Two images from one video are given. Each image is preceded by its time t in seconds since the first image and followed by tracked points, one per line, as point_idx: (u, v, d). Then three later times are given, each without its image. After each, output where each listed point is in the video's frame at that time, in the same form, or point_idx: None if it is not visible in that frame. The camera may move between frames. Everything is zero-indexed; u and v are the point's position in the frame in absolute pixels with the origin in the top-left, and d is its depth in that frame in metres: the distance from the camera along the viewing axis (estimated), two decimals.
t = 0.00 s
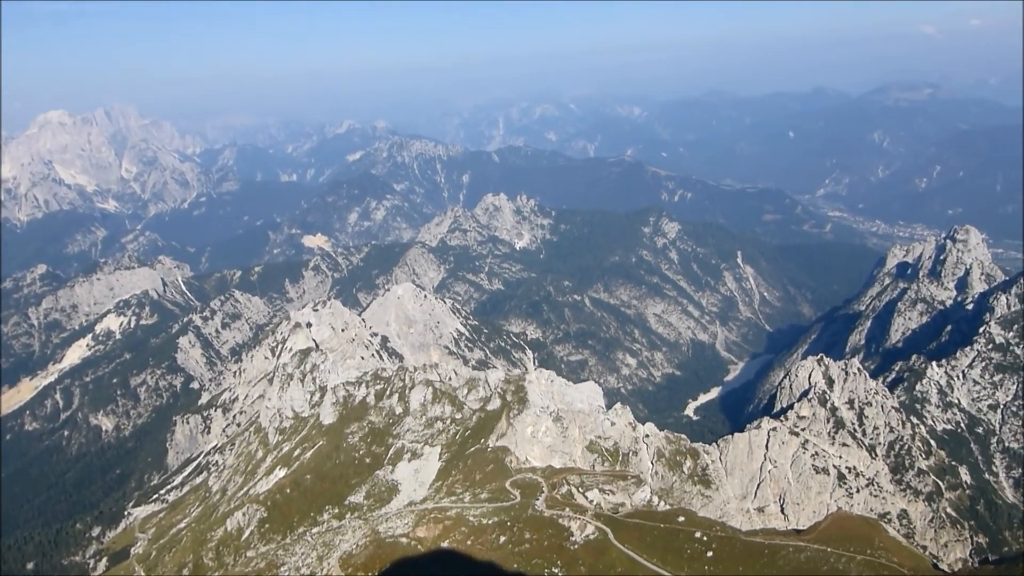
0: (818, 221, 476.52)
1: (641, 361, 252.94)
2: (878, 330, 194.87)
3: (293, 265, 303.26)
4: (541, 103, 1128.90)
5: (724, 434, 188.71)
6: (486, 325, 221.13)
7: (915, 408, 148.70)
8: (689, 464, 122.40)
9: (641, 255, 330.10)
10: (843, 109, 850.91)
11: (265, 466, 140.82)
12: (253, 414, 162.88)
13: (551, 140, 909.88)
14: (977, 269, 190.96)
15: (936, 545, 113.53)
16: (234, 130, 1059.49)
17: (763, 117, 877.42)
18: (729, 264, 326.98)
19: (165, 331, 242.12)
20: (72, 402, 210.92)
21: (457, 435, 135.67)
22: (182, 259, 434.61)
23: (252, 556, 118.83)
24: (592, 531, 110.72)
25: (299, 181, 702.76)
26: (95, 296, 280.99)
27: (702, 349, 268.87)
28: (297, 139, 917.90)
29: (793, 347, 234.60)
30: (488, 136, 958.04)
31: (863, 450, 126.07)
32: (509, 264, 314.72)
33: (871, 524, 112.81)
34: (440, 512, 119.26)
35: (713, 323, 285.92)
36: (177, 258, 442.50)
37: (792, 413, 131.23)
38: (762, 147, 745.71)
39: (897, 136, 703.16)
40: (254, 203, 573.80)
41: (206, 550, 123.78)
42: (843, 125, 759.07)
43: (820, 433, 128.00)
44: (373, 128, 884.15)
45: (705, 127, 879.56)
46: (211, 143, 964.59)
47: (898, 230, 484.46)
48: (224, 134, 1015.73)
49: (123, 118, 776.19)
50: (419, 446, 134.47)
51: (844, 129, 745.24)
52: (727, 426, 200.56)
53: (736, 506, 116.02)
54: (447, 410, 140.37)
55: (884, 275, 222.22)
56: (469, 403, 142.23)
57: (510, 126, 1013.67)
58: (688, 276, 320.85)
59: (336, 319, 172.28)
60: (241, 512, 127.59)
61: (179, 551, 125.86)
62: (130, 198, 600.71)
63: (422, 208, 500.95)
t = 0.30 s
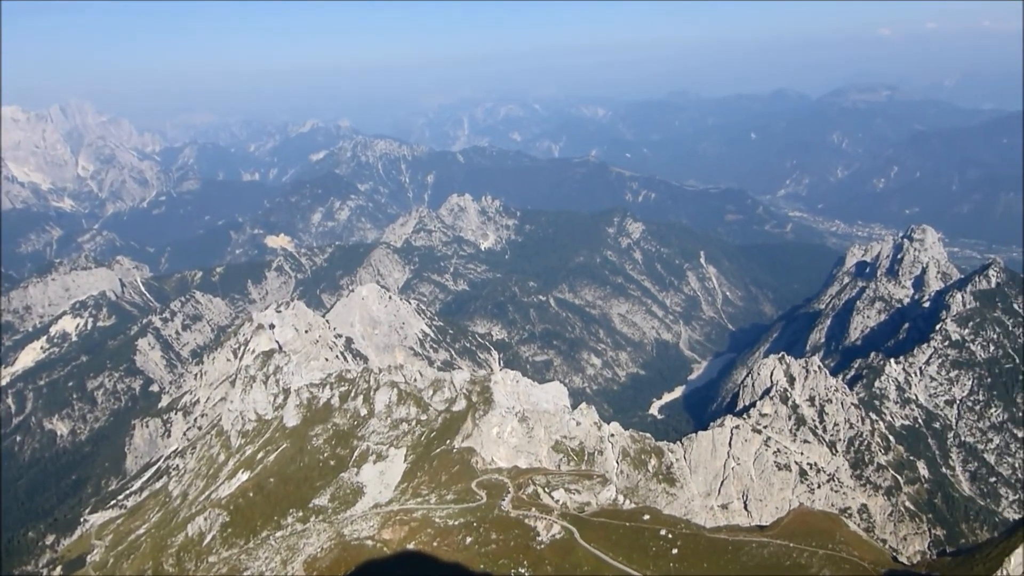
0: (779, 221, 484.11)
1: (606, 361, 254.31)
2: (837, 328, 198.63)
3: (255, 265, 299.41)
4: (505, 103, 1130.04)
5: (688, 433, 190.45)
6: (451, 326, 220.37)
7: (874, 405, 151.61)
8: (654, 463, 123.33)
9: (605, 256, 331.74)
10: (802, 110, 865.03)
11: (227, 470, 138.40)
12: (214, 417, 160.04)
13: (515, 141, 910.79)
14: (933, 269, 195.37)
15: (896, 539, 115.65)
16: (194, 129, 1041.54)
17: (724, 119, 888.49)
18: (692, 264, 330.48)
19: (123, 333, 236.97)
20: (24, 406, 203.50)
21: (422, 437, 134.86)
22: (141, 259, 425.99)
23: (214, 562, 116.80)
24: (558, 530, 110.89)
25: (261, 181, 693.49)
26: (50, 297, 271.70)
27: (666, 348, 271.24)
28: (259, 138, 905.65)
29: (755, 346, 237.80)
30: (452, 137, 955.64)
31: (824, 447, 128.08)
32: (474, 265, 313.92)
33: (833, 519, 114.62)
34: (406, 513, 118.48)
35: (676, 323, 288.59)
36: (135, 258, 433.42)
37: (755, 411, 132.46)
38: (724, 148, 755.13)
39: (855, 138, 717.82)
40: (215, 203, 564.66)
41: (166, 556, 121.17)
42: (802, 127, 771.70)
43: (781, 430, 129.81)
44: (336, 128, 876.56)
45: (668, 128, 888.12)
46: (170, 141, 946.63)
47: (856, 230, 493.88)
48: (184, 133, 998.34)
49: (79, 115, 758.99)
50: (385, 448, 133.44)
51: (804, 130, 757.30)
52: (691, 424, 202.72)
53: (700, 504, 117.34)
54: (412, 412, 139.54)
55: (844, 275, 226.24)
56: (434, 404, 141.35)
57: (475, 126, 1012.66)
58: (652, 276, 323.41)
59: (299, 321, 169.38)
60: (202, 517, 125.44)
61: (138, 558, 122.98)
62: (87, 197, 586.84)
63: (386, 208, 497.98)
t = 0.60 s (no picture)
0: (728, 222, 493.10)
1: (561, 363, 255.57)
2: (786, 326, 202.95)
3: (203, 272, 293.52)
4: (456, 106, 1128.56)
5: (642, 433, 192.36)
6: (405, 330, 219.08)
7: (822, 401, 155.20)
8: (609, 463, 124.24)
9: (559, 258, 333.25)
10: (749, 113, 882.39)
11: (176, 481, 134.79)
12: (163, 426, 156.09)
13: (468, 144, 910.11)
14: (877, 267, 201.01)
15: (846, 531, 118.43)
16: (137, 132, 1016.07)
17: (674, 122, 901.61)
18: (644, 266, 334.32)
19: (64, 343, 229.52)
20: None
21: (377, 442, 133.64)
22: (83, 266, 413.54)
23: None
24: (515, 533, 111.03)
25: (209, 185, 679.80)
26: None
27: (620, 349, 273.79)
28: (206, 142, 887.60)
29: (707, 345, 241.49)
30: (404, 140, 950.22)
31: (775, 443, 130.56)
32: (427, 269, 312.23)
33: (784, 514, 116.87)
34: (362, 520, 117.15)
35: (629, 324, 291.55)
36: (77, 266, 420.19)
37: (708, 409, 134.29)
38: (673, 150, 765.98)
39: (800, 141, 735.20)
40: (161, 208, 551.27)
41: (112, 572, 117.26)
42: (749, 129, 787.01)
43: (734, 427, 132.12)
44: (286, 131, 864.55)
45: (619, 130, 897.24)
46: (112, 145, 921.44)
47: (803, 230, 505.56)
48: (127, 136, 972.97)
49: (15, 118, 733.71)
50: (339, 454, 131.68)
51: (751, 133, 772.41)
52: (645, 424, 204.87)
53: (656, 502, 118.62)
54: (367, 418, 137.98)
55: (792, 274, 231.07)
56: (389, 409, 139.97)
57: (427, 129, 1009.04)
58: (605, 277, 326.16)
59: (249, 327, 166.39)
60: (151, 530, 121.85)
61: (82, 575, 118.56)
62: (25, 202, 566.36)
63: (338, 212, 492.67)
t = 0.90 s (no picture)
0: (687, 224, 499.43)
1: (524, 365, 256.12)
2: (745, 327, 206.19)
3: (160, 276, 287.87)
4: (417, 109, 1123.95)
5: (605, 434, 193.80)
6: (367, 334, 217.26)
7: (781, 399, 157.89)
8: (574, 464, 124.77)
9: (521, 260, 333.95)
10: (707, 116, 894.82)
11: (133, 491, 131.70)
12: (119, 435, 152.50)
13: (429, 147, 907.44)
14: (833, 268, 205.53)
15: (806, 528, 120.54)
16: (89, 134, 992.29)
17: (633, 125, 910.16)
18: (605, 267, 337.03)
19: (14, 351, 223.06)
20: None
21: (340, 447, 132.42)
22: (33, 272, 402.37)
23: None
24: (480, 536, 111.03)
25: (165, 189, 667.08)
26: None
27: (582, 351, 275.48)
28: (161, 144, 870.33)
29: (668, 346, 244.10)
30: (364, 143, 943.69)
31: (736, 442, 132.64)
32: (389, 272, 310.25)
33: (746, 513, 118.57)
34: (325, 527, 115.94)
35: (592, 325, 293.50)
36: (26, 272, 408.37)
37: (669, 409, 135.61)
38: (633, 154, 773.41)
39: (757, 144, 748.10)
40: (114, 212, 539.18)
41: None
42: (708, 132, 798.09)
43: (695, 427, 133.70)
44: (244, 134, 852.23)
45: (579, 133, 902.70)
46: (63, 148, 898.08)
47: (760, 232, 514.38)
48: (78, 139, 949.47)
49: None
50: (302, 460, 130.28)
51: (709, 135, 783.46)
52: (608, 425, 206.54)
53: (619, 502, 119.56)
54: (329, 423, 136.54)
55: (750, 275, 234.92)
56: (351, 414, 139.06)
57: (387, 132, 1003.16)
58: (566, 279, 327.62)
59: (208, 332, 163.89)
60: (107, 541, 118.90)
61: None
62: None
63: (298, 216, 487.25)
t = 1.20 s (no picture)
0: (646, 224, 504.73)
1: (485, 366, 256.13)
2: (704, 325, 209.06)
3: (113, 282, 281.38)
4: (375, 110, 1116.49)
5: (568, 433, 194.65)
6: (327, 337, 215.08)
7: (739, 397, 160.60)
8: (537, 464, 124.89)
9: (481, 261, 333.79)
10: (665, 117, 904.96)
11: (87, 503, 128.10)
12: (71, 445, 146.28)
13: (388, 148, 901.82)
14: (789, 267, 209.47)
15: (766, 523, 122.42)
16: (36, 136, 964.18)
17: (592, 126, 916.29)
18: (566, 268, 338.93)
19: None
20: None
21: (301, 453, 130.96)
22: None
23: None
24: (443, 539, 110.86)
25: (116, 192, 651.50)
26: None
27: (544, 351, 276.69)
28: (112, 146, 849.98)
29: (629, 345, 246.02)
30: (322, 144, 934.73)
31: (696, 439, 134.39)
32: (349, 275, 307.74)
33: (706, 509, 120.35)
34: (286, 534, 114.63)
35: (553, 325, 294.88)
36: None
37: (631, 408, 136.48)
38: (592, 154, 778.66)
39: (714, 145, 758.96)
40: (64, 216, 524.80)
41: None
42: (665, 132, 807.27)
43: (656, 425, 134.73)
44: (199, 135, 837.09)
45: (539, 134, 905.71)
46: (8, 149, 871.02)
47: (718, 231, 522.20)
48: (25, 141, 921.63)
49: None
50: (262, 466, 128.60)
51: (667, 136, 792.55)
52: (570, 425, 207.63)
53: (582, 502, 120.19)
54: (290, 428, 135.14)
55: (708, 274, 238.02)
56: (312, 419, 137.62)
57: (346, 133, 994.53)
58: (527, 280, 328.30)
59: (164, 338, 159.15)
60: (59, 556, 115.07)
61: None
62: None
63: (255, 219, 480.47)
